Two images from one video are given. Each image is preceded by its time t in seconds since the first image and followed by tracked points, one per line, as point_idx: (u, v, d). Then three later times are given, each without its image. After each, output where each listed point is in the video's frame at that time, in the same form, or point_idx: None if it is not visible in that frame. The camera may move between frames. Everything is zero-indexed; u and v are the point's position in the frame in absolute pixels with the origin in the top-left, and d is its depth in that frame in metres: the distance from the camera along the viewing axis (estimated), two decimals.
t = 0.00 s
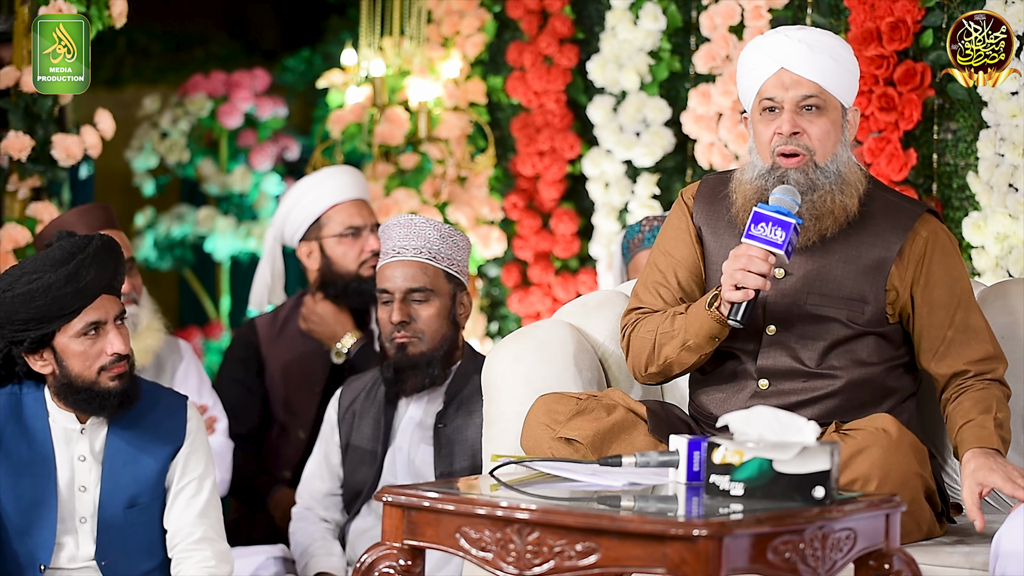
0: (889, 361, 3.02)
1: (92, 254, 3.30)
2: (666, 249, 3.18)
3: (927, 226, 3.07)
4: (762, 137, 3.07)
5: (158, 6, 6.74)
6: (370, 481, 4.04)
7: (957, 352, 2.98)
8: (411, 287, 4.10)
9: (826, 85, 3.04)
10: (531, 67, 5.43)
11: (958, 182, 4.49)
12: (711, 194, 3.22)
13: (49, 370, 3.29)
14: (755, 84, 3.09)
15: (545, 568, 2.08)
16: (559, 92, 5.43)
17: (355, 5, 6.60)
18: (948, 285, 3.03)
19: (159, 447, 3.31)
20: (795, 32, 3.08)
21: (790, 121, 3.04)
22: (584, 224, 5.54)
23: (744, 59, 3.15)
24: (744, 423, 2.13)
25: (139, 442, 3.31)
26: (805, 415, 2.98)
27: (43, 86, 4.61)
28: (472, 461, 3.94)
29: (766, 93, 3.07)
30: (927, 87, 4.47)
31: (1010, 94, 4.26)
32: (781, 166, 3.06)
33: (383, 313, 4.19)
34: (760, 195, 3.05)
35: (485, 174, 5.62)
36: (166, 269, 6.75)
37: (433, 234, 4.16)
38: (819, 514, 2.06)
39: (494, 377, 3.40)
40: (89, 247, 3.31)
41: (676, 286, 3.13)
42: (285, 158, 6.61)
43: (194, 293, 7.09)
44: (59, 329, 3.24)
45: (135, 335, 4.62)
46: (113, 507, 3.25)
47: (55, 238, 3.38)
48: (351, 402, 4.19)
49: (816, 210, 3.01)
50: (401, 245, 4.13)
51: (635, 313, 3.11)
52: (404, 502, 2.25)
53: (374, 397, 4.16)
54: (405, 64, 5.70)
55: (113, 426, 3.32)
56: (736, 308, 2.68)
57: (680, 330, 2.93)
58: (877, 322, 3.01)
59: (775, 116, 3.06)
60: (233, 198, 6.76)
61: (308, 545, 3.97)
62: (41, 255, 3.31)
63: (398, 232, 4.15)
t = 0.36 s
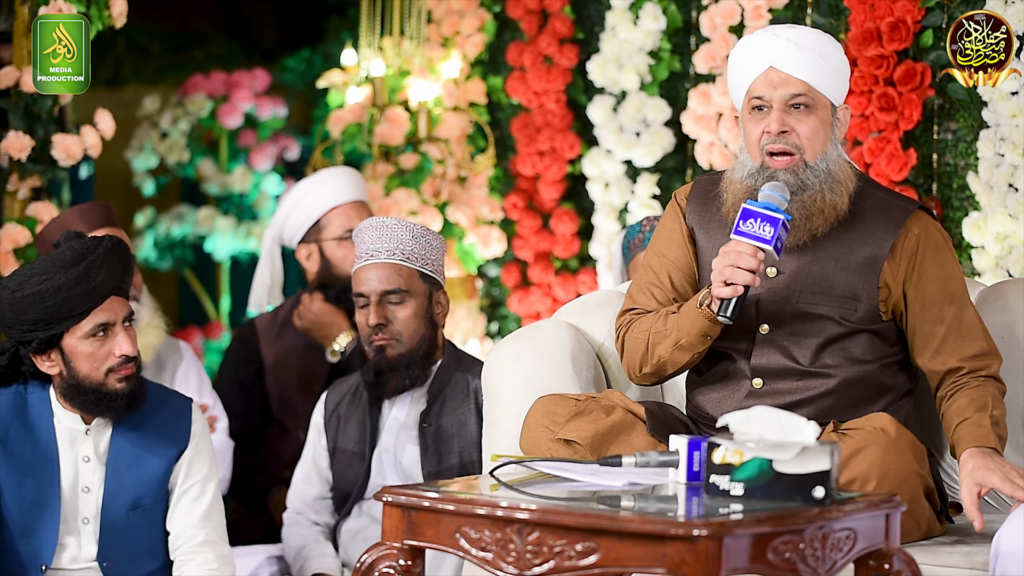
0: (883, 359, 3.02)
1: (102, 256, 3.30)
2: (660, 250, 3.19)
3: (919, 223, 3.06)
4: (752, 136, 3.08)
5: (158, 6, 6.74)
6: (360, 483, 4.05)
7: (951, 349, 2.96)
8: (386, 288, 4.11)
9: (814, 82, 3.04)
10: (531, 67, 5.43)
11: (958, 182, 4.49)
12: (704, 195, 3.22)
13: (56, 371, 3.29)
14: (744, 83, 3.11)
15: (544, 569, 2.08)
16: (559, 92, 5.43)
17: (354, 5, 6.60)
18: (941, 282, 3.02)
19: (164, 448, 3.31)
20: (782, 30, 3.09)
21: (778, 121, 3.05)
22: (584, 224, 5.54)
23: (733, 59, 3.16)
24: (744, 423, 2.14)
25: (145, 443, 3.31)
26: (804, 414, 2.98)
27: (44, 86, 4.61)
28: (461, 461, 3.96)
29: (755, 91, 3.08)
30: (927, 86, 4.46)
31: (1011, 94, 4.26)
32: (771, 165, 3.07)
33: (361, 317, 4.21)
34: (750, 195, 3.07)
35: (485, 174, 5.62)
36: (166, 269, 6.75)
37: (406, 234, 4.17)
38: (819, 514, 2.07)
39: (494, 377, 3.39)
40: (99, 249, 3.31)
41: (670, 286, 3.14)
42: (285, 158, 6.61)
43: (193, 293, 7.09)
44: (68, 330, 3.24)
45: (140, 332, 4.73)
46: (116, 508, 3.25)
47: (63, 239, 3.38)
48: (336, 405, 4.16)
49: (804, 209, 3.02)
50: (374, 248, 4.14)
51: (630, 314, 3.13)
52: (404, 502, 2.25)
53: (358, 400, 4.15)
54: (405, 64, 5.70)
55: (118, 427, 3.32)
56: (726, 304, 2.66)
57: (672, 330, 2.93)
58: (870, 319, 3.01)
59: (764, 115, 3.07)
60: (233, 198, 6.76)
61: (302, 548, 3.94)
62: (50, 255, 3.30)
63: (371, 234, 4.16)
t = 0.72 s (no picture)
0: (878, 356, 3.02)
1: (99, 256, 3.30)
2: (654, 251, 3.19)
3: (911, 220, 3.05)
4: (745, 140, 3.07)
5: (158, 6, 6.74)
6: (366, 480, 4.06)
7: (944, 345, 2.94)
8: (402, 285, 4.11)
9: (803, 80, 3.04)
10: (531, 67, 5.43)
11: (958, 182, 4.49)
12: (697, 197, 3.22)
13: (54, 371, 3.29)
14: (732, 89, 3.10)
15: (544, 569, 2.08)
16: (559, 92, 5.43)
17: (355, 5, 6.59)
18: (934, 278, 3.00)
19: (163, 448, 3.30)
20: (767, 32, 3.08)
21: (772, 122, 3.04)
22: (584, 224, 5.54)
23: (719, 65, 3.16)
24: (744, 423, 2.13)
25: (144, 443, 3.30)
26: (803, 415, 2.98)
27: (44, 86, 4.62)
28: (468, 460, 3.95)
29: (745, 96, 3.07)
30: (927, 86, 4.46)
31: (1011, 94, 4.26)
32: (767, 166, 3.04)
33: (376, 312, 4.19)
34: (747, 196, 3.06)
35: (485, 174, 5.62)
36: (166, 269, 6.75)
37: (424, 232, 4.16)
38: (819, 514, 2.06)
39: (494, 376, 3.39)
40: (97, 249, 3.31)
41: (664, 288, 3.14)
42: (285, 158, 6.61)
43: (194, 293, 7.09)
44: (65, 331, 3.24)
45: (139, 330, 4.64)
46: (115, 509, 3.25)
47: (61, 240, 3.37)
48: (346, 401, 4.18)
49: (805, 207, 3.02)
50: (392, 243, 4.14)
51: (625, 317, 3.13)
52: (404, 502, 2.25)
53: (369, 396, 4.16)
54: (405, 64, 5.70)
55: (117, 428, 3.32)
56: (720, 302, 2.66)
57: (667, 330, 2.93)
58: (864, 317, 3.01)
59: (756, 118, 3.06)
60: (233, 198, 6.76)
61: (305, 546, 3.98)
62: (48, 255, 3.30)
63: (391, 230, 4.16)
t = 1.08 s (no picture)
0: (873, 355, 3.02)
1: (98, 256, 3.30)
2: (646, 254, 3.20)
3: (903, 219, 3.04)
4: (740, 133, 3.08)
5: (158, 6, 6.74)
6: (381, 476, 4.09)
7: (934, 341, 2.91)
8: (434, 283, 4.08)
9: (802, 79, 3.04)
10: (531, 67, 5.43)
11: (958, 182, 4.49)
12: (689, 199, 3.22)
13: (54, 371, 3.29)
14: (730, 81, 3.10)
15: (544, 568, 2.08)
16: (559, 92, 5.43)
17: (355, 5, 6.58)
18: (926, 276, 2.98)
19: (163, 448, 3.30)
20: (770, 28, 3.08)
21: (768, 117, 3.05)
22: (585, 224, 5.54)
23: (722, 57, 3.15)
24: (744, 423, 2.13)
25: (144, 443, 3.30)
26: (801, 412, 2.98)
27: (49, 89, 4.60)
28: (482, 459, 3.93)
29: (743, 88, 3.07)
30: (927, 86, 4.46)
31: (1010, 94, 4.26)
32: (757, 159, 3.06)
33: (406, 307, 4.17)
34: (737, 191, 3.08)
35: (485, 174, 5.62)
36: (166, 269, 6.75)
37: (459, 230, 4.13)
38: (819, 514, 2.06)
39: (494, 376, 3.39)
40: (95, 249, 3.31)
41: (657, 290, 3.14)
42: (285, 158, 6.61)
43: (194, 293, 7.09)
44: (64, 331, 3.24)
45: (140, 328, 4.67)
46: (115, 508, 3.25)
47: (60, 240, 3.37)
48: (368, 393, 4.21)
49: (792, 203, 3.02)
50: (426, 241, 4.11)
51: (618, 319, 3.13)
52: (404, 502, 2.25)
53: (393, 390, 4.19)
54: (405, 64, 5.70)
55: (117, 427, 3.32)
56: (712, 306, 2.65)
57: (659, 334, 2.93)
58: (857, 317, 3.00)
59: (752, 112, 3.07)
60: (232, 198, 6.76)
61: (316, 541, 4.00)
62: (46, 255, 3.30)
63: (425, 227, 4.12)
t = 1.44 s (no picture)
0: (870, 356, 3.02)
1: (99, 257, 3.30)
2: (642, 256, 3.20)
3: (899, 218, 3.05)
4: (739, 130, 3.08)
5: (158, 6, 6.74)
6: (384, 476, 4.10)
7: (931, 342, 2.95)
8: (436, 295, 4.07)
9: (802, 78, 3.05)
10: (531, 67, 5.43)
11: (958, 182, 4.49)
12: (685, 200, 3.22)
13: (54, 371, 3.29)
14: (729, 81, 3.11)
15: (544, 569, 2.08)
16: (559, 92, 5.43)
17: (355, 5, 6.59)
18: (922, 275, 3.01)
19: (164, 448, 3.31)
20: (769, 27, 3.08)
21: (767, 114, 3.04)
22: (585, 224, 5.54)
23: (721, 55, 3.15)
24: (744, 422, 2.13)
25: (144, 443, 3.31)
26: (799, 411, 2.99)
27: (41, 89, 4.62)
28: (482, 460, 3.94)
29: (743, 86, 3.07)
30: (927, 87, 4.46)
31: (1010, 94, 4.26)
32: (756, 155, 3.05)
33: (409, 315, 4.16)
34: (734, 187, 3.07)
35: (485, 174, 5.62)
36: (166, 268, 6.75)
37: (461, 238, 4.09)
38: (819, 515, 2.07)
39: (494, 375, 3.40)
40: (97, 250, 3.31)
41: (653, 294, 3.15)
42: (285, 158, 6.62)
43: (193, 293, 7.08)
44: (65, 332, 3.24)
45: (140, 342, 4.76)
46: (115, 508, 3.25)
47: (60, 240, 3.37)
48: (371, 393, 4.22)
49: (790, 199, 3.01)
50: (427, 250, 4.08)
51: (614, 322, 3.15)
52: (404, 502, 2.25)
53: (396, 390, 4.18)
54: (405, 64, 5.70)
55: (117, 428, 3.32)
56: (710, 320, 2.69)
57: (656, 341, 2.93)
58: (854, 317, 3.00)
59: (751, 109, 3.07)
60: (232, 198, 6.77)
61: (317, 540, 4.01)
62: (47, 256, 3.30)
63: (427, 234, 4.09)
